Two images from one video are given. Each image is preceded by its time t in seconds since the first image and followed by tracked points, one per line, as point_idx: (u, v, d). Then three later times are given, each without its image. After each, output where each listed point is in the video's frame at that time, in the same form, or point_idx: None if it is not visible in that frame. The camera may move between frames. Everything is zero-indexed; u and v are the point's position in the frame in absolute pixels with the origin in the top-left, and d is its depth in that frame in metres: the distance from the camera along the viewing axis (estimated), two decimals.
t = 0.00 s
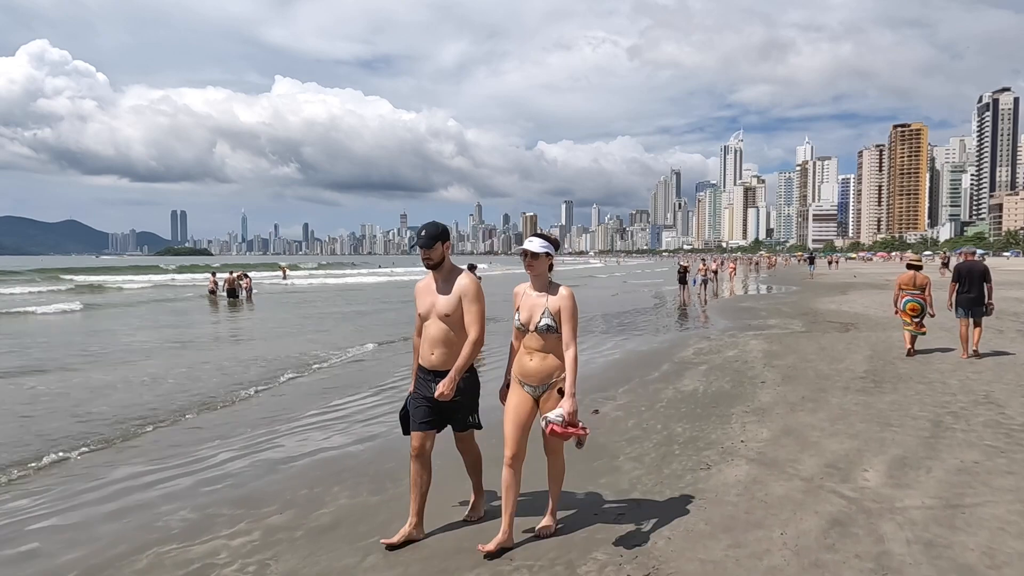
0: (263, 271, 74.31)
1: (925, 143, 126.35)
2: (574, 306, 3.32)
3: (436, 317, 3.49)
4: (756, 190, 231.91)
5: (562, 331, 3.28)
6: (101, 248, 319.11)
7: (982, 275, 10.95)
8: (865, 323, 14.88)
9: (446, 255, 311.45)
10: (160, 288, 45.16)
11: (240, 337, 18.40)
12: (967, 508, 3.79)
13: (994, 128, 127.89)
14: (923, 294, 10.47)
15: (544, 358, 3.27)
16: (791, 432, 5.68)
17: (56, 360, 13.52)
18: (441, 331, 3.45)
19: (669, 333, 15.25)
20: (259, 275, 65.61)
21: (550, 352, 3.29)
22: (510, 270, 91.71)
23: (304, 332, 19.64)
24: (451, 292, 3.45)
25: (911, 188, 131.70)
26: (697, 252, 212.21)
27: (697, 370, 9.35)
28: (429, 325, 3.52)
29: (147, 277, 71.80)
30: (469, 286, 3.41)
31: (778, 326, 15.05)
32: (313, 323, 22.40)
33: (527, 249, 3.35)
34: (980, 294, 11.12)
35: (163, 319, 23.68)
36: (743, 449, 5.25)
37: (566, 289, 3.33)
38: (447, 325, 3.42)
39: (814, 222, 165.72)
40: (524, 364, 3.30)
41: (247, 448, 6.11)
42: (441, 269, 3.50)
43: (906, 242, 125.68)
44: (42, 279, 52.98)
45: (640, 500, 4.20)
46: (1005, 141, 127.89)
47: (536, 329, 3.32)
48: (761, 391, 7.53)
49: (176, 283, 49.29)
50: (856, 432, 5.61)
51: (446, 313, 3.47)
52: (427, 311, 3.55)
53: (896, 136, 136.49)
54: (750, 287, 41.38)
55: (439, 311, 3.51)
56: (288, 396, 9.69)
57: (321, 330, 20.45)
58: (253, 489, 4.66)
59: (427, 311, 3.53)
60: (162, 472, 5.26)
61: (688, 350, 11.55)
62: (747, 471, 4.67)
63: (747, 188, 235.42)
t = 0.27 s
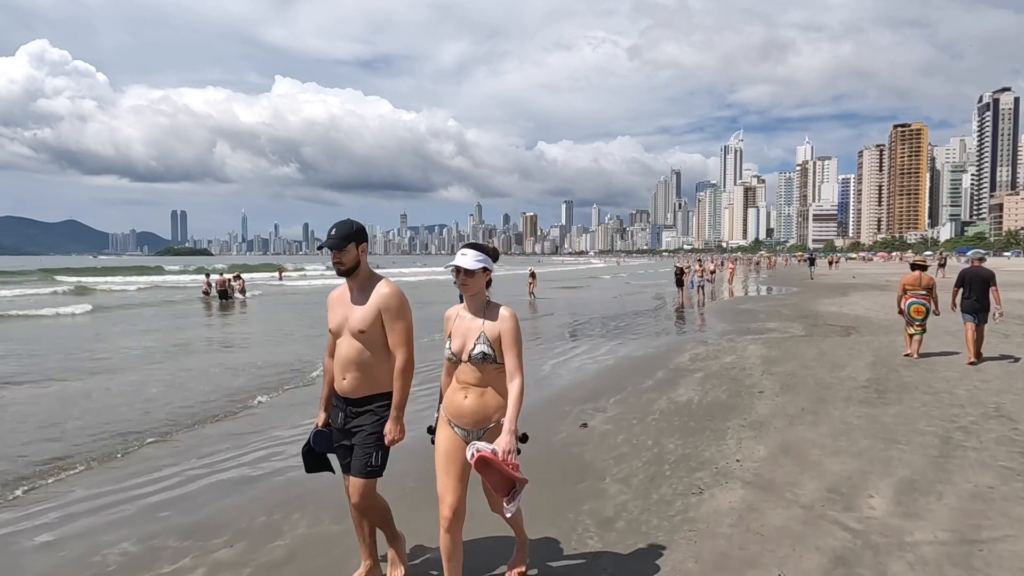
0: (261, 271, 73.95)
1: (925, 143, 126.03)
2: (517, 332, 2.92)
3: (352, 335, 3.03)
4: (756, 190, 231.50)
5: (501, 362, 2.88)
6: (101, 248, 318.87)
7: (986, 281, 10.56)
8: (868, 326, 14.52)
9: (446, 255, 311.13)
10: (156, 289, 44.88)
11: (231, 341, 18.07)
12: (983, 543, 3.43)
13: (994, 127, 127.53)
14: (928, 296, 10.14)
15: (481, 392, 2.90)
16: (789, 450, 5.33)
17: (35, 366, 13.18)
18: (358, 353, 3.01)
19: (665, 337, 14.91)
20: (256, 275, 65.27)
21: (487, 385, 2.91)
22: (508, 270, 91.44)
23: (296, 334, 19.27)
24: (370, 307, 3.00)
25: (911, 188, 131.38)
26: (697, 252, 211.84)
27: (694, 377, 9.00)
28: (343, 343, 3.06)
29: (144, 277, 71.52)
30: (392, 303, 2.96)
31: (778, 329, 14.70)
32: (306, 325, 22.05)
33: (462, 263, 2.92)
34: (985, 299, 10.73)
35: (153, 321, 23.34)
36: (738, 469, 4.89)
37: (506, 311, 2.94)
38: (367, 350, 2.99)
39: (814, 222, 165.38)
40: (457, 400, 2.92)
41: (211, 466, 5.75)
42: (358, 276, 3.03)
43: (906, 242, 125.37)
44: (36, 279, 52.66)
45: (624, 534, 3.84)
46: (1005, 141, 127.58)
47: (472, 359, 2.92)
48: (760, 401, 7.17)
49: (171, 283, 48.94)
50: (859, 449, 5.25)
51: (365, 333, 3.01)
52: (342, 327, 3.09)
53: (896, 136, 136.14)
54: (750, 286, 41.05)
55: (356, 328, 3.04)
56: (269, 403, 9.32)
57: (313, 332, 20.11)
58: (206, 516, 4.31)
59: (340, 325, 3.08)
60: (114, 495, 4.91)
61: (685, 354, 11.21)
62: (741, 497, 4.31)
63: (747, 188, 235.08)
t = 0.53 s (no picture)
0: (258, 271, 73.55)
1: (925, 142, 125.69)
2: (449, 335, 2.52)
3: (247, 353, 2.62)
4: (757, 190, 231.13)
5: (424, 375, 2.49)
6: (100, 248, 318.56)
7: (997, 276, 10.20)
8: (872, 326, 14.16)
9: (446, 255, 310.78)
10: (152, 289, 44.50)
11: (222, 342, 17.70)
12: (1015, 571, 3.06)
13: (995, 127, 127.16)
14: (936, 295, 9.79)
15: (402, 410, 2.50)
16: (795, 460, 4.96)
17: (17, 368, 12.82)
18: (253, 373, 2.62)
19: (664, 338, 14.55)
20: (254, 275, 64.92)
21: (409, 402, 2.51)
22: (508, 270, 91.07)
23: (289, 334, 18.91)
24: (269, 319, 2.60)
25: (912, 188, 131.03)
26: (697, 252, 211.90)
27: (694, 380, 8.63)
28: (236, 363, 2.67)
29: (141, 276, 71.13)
30: (296, 314, 2.58)
31: (780, 329, 14.35)
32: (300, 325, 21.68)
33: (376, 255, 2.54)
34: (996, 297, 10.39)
35: (145, 322, 22.97)
36: (740, 482, 4.52)
37: (435, 307, 2.54)
38: (265, 368, 2.60)
39: (815, 222, 165.02)
40: (375, 420, 2.53)
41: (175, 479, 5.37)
42: (256, 281, 2.64)
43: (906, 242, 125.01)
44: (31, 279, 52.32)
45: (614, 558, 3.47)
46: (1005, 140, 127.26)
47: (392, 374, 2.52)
48: (764, 406, 6.80)
49: (167, 284, 48.55)
50: (871, 459, 4.89)
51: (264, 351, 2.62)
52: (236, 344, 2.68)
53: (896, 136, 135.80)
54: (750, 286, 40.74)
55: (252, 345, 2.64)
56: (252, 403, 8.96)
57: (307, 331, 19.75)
58: (160, 535, 3.95)
59: (233, 340, 2.67)
60: (67, 509, 4.55)
61: (684, 356, 10.84)
62: (744, 514, 3.94)
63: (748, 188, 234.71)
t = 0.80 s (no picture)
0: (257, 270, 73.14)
1: (927, 142, 125.21)
2: (335, 399, 1.95)
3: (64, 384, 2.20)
4: (758, 190, 230.59)
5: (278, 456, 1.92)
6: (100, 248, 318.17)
7: (1007, 280, 9.80)
8: (878, 329, 13.76)
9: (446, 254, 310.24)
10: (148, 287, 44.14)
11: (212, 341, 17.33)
12: None
13: (997, 126, 126.60)
14: (945, 295, 9.38)
15: (259, 501, 1.93)
16: (801, 479, 4.58)
17: None
18: (75, 412, 2.19)
19: (664, 340, 14.16)
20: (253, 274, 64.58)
21: (268, 490, 1.93)
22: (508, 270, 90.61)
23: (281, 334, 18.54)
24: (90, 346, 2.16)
25: (914, 188, 130.52)
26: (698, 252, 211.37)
27: (694, 386, 8.24)
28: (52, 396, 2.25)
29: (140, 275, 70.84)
30: (124, 335, 2.13)
31: (783, 332, 13.95)
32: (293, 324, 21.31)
33: (230, 284, 1.99)
34: (1009, 298, 9.95)
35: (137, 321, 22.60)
36: (744, 508, 4.12)
37: (309, 357, 1.95)
38: (89, 406, 2.16)
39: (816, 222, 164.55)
40: (222, 510, 1.98)
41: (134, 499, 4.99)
42: (84, 290, 2.23)
43: (908, 241, 124.48)
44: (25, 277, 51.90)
45: None
46: (1008, 140, 126.73)
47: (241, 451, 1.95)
48: (769, 416, 6.41)
49: (161, 283, 47.99)
50: (885, 480, 4.49)
51: (86, 382, 2.18)
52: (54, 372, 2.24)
53: (898, 136, 135.22)
54: (752, 286, 40.34)
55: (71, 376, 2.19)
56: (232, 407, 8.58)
57: (299, 331, 19.37)
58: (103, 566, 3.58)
59: (53, 364, 2.26)
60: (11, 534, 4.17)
61: (685, 360, 10.46)
62: (748, 546, 3.55)
63: (749, 188, 234.15)
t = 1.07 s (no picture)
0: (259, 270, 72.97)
1: (934, 141, 124.33)
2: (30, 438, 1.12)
3: None
4: (763, 190, 229.67)
5: None
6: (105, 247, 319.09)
7: (1016, 278, 9.41)
8: (887, 330, 13.34)
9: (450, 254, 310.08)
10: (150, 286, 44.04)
11: (206, 341, 17.04)
12: None
13: (1005, 125, 125.59)
14: (957, 296, 8.99)
15: None
16: (807, 493, 4.22)
17: None
18: None
19: (665, 341, 13.78)
20: (256, 273, 64.44)
21: None
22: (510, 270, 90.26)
23: (277, 334, 18.23)
24: None
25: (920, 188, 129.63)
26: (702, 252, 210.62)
27: (694, 391, 7.86)
28: None
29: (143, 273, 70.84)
30: None
31: (789, 333, 13.54)
32: (290, 324, 21.02)
33: None
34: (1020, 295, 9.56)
35: (133, 320, 22.36)
36: (743, 526, 3.77)
37: None
38: None
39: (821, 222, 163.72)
40: None
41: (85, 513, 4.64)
42: None
43: (914, 241, 123.60)
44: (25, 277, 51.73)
45: None
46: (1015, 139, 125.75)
47: None
48: (773, 424, 6.02)
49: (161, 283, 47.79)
50: (898, 495, 4.13)
51: None
52: None
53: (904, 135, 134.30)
54: (757, 287, 39.87)
55: None
56: (212, 409, 8.25)
57: (295, 331, 19.06)
58: None
59: None
60: None
61: (685, 363, 10.08)
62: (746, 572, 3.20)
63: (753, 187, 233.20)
